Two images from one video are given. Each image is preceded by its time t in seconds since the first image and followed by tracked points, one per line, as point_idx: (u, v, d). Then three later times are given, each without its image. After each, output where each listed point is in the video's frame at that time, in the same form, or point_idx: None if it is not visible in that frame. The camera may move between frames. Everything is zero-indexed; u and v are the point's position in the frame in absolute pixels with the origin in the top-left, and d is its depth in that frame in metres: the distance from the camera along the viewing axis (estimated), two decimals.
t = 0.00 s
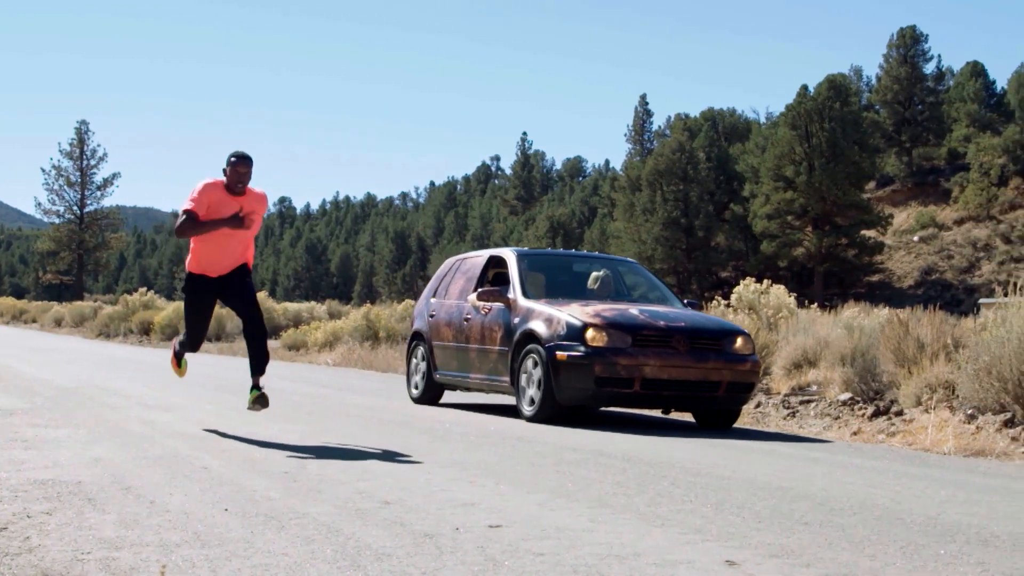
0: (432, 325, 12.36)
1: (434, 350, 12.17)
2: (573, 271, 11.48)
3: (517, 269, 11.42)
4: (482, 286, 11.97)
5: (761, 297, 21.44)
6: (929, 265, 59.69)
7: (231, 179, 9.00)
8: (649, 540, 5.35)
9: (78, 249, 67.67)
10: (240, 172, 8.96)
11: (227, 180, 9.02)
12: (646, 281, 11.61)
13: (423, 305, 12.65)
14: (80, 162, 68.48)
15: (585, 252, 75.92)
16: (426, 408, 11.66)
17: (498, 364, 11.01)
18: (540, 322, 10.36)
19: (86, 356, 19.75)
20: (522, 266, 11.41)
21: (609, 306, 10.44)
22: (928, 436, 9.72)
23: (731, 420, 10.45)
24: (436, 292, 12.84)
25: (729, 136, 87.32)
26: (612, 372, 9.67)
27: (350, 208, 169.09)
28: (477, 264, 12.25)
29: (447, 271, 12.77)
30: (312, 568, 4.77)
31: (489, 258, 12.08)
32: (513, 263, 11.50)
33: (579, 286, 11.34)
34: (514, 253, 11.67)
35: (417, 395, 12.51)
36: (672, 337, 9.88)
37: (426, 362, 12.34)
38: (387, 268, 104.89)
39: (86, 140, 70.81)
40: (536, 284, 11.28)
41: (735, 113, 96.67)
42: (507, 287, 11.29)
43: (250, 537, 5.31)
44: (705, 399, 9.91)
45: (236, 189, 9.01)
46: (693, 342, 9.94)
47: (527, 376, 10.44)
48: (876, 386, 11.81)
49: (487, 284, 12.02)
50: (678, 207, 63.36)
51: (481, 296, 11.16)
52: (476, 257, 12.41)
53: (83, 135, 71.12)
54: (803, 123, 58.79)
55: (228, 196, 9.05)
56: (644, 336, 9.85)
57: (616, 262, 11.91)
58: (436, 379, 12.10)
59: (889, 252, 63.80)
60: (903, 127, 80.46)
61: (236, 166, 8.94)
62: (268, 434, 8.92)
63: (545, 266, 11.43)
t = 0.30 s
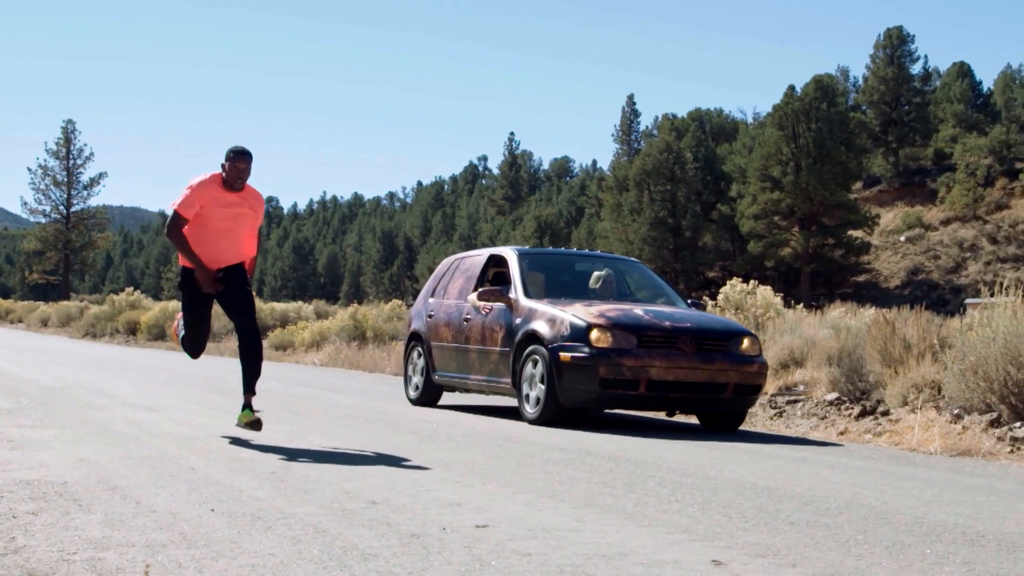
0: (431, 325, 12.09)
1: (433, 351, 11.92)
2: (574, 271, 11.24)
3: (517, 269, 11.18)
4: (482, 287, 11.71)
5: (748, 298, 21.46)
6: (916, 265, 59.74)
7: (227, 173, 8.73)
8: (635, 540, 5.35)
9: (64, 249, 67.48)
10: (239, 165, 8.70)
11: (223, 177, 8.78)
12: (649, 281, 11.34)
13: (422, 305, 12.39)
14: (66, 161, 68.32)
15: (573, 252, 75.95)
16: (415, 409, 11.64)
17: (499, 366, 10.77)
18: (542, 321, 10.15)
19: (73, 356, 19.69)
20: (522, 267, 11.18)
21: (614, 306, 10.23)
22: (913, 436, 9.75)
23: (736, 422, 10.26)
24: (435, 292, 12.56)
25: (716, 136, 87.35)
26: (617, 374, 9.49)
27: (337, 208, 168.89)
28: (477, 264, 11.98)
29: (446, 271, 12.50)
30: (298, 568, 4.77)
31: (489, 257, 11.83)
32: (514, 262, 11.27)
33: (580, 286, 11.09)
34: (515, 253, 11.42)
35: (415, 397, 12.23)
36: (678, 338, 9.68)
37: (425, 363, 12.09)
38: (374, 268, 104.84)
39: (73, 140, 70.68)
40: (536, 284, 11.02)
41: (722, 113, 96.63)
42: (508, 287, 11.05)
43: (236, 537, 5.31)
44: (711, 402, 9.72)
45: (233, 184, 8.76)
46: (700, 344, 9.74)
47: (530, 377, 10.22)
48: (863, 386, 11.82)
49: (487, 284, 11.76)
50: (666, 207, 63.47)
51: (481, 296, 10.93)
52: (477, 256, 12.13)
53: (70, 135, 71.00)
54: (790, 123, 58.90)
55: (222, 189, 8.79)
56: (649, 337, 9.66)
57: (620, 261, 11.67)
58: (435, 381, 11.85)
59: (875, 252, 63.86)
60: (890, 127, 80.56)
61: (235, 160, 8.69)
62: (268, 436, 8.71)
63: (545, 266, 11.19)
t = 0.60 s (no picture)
0: (430, 325, 11.84)
1: (431, 351, 11.70)
2: (577, 270, 11.07)
3: (518, 268, 11.01)
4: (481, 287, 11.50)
5: (731, 298, 21.48)
6: (900, 265, 59.82)
7: (225, 169, 8.20)
8: (620, 541, 5.36)
9: (48, 249, 67.28)
10: (236, 161, 8.20)
11: (221, 173, 8.25)
12: (652, 282, 11.17)
13: (420, 305, 12.14)
14: (50, 161, 68.14)
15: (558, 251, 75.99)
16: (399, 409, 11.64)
17: (501, 367, 10.56)
18: (546, 322, 9.97)
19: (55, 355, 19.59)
20: (523, 266, 10.99)
21: (620, 306, 10.05)
22: (898, 435, 9.78)
23: (746, 424, 10.07)
24: (433, 292, 12.30)
25: (701, 136, 87.44)
26: (624, 376, 9.30)
27: (322, 208, 168.70)
28: (477, 263, 11.78)
29: (444, 269, 12.26)
30: (283, 568, 4.76)
31: (491, 257, 11.61)
32: (516, 261, 11.09)
33: (583, 285, 10.92)
34: (516, 253, 11.23)
35: (413, 398, 11.99)
36: (686, 338, 9.50)
37: (422, 365, 11.88)
38: (359, 268, 104.78)
39: (56, 139, 70.53)
40: (539, 283, 10.82)
41: (706, 113, 96.71)
42: (510, 286, 10.86)
43: (221, 537, 5.30)
44: (720, 404, 9.54)
45: (231, 183, 8.25)
46: (708, 345, 9.56)
47: (534, 380, 10.05)
48: (848, 385, 11.82)
49: (487, 284, 11.56)
50: (651, 207, 63.60)
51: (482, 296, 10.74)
52: (476, 255, 11.92)
53: (53, 134, 70.82)
54: (775, 123, 59.00)
55: (220, 187, 8.25)
56: (656, 338, 9.47)
57: (623, 260, 11.51)
58: (433, 382, 11.63)
59: (859, 252, 63.98)
60: (875, 127, 80.79)
61: (231, 156, 8.17)
62: (266, 441, 8.51)
63: (546, 266, 11.01)
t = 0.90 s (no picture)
0: (430, 326, 11.63)
1: (431, 353, 11.48)
2: (581, 268, 10.82)
3: (521, 267, 10.76)
4: (482, 287, 11.27)
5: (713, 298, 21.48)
6: (882, 264, 59.88)
7: (218, 169, 7.90)
8: (602, 540, 5.35)
9: (30, 248, 67.13)
10: (230, 159, 7.89)
11: (214, 169, 7.92)
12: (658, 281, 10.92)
13: (421, 305, 11.92)
14: (32, 159, 67.99)
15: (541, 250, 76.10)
16: (385, 410, 11.59)
17: (503, 370, 10.34)
18: (552, 322, 9.71)
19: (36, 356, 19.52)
20: (526, 265, 10.75)
21: (627, 306, 9.81)
22: (881, 435, 9.79)
23: (754, 427, 9.88)
24: (432, 291, 12.09)
25: (683, 136, 87.54)
26: (632, 378, 9.09)
27: (305, 207, 168.54)
28: (478, 262, 11.56)
29: (444, 269, 12.05)
30: (265, 567, 4.75)
31: (492, 256, 11.39)
32: (518, 261, 10.85)
33: (586, 284, 10.68)
34: (519, 252, 10.99)
35: (412, 400, 11.82)
36: (697, 340, 9.27)
37: (422, 367, 11.69)
38: (342, 268, 104.71)
39: (38, 138, 70.35)
40: (542, 284, 10.57)
41: (689, 112, 96.75)
42: (512, 286, 10.61)
43: (202, 537, 5.29)
44: (730, 406, 9.32)
45: (225, 180, 7.93)
46: (718, 345, 9.33)
47: (539, 381, 9.83)
48: (830, 385, 11.85)
49: (488, 283, 11.33)
50: (634, 207, 63.72)
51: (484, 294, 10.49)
52: (477, 254, 11.70)
53: (35, 133, 70.63)
54: (758, 123, 59.09)
55: (212, 185, 7.94)
56: (666, 339, 9.24)
57: (627, 259, 11.27)
58: (433, 384, 11.43)
59: (842, 252, 64.06)
60: (857, 128, 80.94)
61: (227, 153, 7.86)
62: (267, 445, 8.28)
63: (550, 264, 10.77)
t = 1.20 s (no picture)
0: (430, 326, 11.59)
1: (432, 354, 11.46)
2: (586, 268, 10.74)
3: (524, 266, 10.68)
4: (483, 288, 11.21)
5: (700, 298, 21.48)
6: (869, 265, 59.92)
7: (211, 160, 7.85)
8: (588, 540, 5.36)
9: (16, 247, 66.95)
10: (224, 149, 7.83)
11: (209, 162, 7.87)
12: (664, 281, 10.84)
13: (421, 306, 11.89)
14: (18, 158, 67.82)
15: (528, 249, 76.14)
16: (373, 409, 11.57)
17: (506, 372, 10.28)
18: (558, 322, 9.60)
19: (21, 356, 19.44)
20: (530, 265, 10.67)
21: (635, 306, 9.70)
22: (866, 435, 9.82)
23: (763, 430, 9.74)
24: (433, 291, 12.05)
25: (670, 136, 87.62)
26: (641, 380, 8.96)
27: (292, 207, 168.40)
28: (481, 261, 11.50)
29: (445, 269, 12.01)
30: (251, 567, 4.75)
31: (495, 255, 11.33)
32: (522, 260, 10.77)
33: (589, 284, 10.60)
34: (523, 251, 10.92)
35: (412, 401, 11.78)
36: (706, 341, 9.15)
37: (422, 367, 11.67)
38: (329, 268, 104.68)
39: (24, 137, 70.18)
40: (547, 283, 10.48)
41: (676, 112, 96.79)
42: (517, 286, 10.51)
43: (187, 537, 5.29)
44: (741, 408, 9.17)
45: (218, 172, 7.87)
46: (728, 347, 9.20)
47: (545, 383, 9.72)
48: (816, 385, 11.87)
49: (491, 282, 11.27)
50: (622, 207, 63.79)
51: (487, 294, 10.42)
52: (479, 253, 11.65)
53: (21, 132, 70.44)
54: (745, 124, 59.19)
55: (205, 177, 7.88)
56: (675, 340, 9.13)
57: (633, 258, 11.18)
58: (433, 385, 11.42)
59: (829, 252, 64.14)
60: (844, 128, 81.08)
61: (219, 144, 7.82)
62: (256, 444, 8.26)
63: (554, 264, 10.69)
